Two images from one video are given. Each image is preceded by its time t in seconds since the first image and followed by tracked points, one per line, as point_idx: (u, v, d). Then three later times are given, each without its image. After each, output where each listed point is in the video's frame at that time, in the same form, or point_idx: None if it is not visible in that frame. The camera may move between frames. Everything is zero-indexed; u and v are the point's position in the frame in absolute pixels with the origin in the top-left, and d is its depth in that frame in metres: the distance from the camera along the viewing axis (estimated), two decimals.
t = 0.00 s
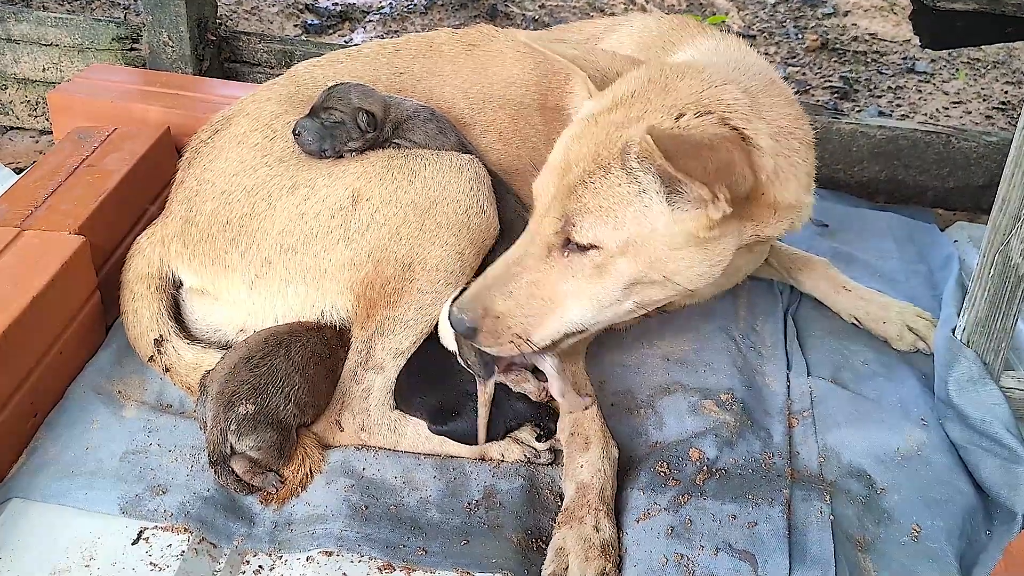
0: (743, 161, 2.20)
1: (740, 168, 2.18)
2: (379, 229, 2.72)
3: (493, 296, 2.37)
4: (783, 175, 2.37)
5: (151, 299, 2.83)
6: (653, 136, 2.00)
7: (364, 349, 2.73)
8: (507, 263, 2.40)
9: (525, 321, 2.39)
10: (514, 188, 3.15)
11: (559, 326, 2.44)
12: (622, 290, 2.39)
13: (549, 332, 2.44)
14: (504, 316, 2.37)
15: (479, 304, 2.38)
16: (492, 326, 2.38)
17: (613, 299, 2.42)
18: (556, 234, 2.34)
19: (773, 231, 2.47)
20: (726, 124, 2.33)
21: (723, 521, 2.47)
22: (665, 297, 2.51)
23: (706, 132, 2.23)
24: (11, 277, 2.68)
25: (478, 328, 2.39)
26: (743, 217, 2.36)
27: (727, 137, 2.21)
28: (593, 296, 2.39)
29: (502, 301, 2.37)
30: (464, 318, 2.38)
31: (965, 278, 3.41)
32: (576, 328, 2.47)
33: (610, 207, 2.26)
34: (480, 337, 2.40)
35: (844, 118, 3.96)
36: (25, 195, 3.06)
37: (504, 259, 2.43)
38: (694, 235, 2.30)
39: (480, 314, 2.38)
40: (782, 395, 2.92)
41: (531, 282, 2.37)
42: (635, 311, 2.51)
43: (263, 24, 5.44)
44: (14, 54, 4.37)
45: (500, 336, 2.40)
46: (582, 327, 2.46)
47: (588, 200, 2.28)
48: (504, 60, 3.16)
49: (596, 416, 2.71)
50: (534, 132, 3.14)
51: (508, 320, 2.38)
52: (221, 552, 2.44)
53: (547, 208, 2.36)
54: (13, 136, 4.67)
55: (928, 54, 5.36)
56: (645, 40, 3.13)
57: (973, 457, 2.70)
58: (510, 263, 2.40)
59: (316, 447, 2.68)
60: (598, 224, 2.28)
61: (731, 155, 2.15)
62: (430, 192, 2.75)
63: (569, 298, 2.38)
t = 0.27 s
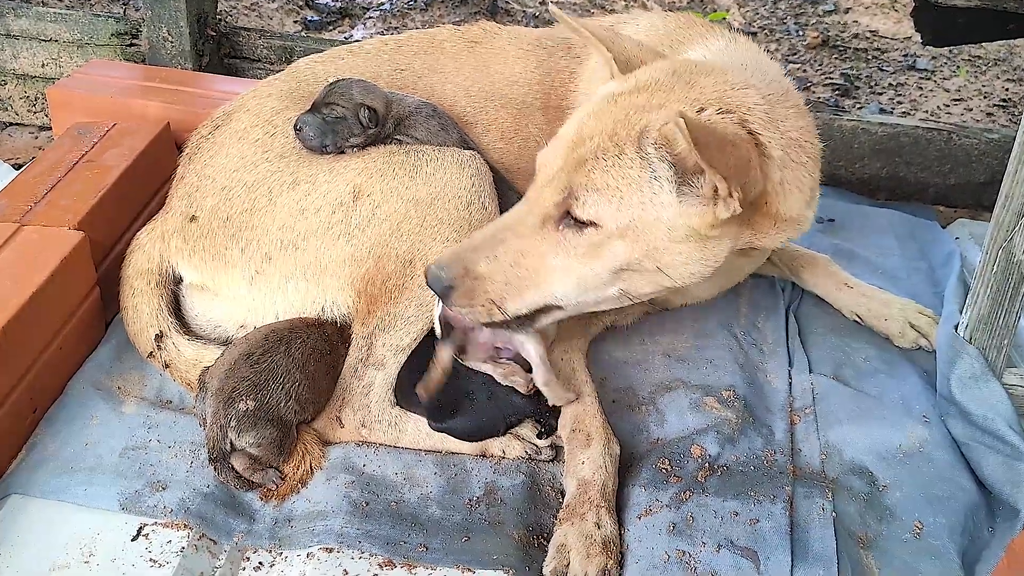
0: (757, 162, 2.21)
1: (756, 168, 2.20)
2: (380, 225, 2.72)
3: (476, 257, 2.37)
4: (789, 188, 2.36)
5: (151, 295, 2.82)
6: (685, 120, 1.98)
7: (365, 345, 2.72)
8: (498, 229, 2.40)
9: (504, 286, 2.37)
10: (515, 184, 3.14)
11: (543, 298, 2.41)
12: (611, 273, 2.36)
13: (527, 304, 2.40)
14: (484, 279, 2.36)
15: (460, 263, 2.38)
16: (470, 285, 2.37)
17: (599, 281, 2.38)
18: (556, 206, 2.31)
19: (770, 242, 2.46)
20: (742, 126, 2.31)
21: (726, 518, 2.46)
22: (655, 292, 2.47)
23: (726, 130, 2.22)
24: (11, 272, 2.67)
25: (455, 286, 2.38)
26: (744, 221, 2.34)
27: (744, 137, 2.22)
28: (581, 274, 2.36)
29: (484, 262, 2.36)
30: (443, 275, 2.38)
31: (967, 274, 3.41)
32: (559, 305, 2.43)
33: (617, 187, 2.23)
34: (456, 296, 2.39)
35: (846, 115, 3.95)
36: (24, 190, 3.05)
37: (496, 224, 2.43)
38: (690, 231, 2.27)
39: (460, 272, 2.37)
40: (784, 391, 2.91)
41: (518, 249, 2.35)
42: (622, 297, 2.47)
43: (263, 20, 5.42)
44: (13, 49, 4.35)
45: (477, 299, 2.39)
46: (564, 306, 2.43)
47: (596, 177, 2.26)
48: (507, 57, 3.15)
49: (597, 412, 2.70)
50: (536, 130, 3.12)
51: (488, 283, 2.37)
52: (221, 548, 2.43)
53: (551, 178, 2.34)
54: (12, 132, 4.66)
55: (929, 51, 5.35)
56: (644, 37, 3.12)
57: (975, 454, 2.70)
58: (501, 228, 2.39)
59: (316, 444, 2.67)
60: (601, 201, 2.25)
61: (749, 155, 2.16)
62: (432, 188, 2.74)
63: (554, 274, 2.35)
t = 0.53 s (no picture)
0: (756, 135, 2.21)
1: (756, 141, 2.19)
2: (377, 221, 2.71)
3: (506, 285, 2.36)
4: (793, 152, 2.40)
5: (148, 291, 2.81)
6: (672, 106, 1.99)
7: (362, 341, 2.72)
8: (521, 252, 2.39)
9: (540, 308, 2.37)
10: (513, 180, 3.13)
11: (576, 314, 2.41)
12: (637, 273, 2.37)
13: (565, 321, 2.41)
14: (519, 304, 2.36)
15: (492, 294, 2.37)
16: (507, 315, 2.37)
17: (628, 283, 2.38)
18: (568, 219, 2.33)
19: (784, 211, 2.47)
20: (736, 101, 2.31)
21: (723, 514, 2.46)
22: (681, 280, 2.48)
23: (720, 108, 2.21)
24: (6, 268, 2.66)
25: (491, 317, 2.37)
26: (756, 191, 2.35)
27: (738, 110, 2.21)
28: (609, 281, 2.36)
29: (516, 289, 2.35)
30: (479, 311, 2.37)
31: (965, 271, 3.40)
32: (591, 315, 2.43)
33: (623, 188, 2.24)
34: (494, 327, 2.38)
35: (845, 112, 3.94)
36: (21, 186, 3.04)
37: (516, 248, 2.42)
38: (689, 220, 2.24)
39: (494, 304, 2.36)
40: (782, 388, 2.91)
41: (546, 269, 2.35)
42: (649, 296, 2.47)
43: (261, 16, 5.41)
44: (10, 45, 4.34)
45: (515, 325, 2.38)
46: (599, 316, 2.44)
47: (601, 184, 2.26)
48: (504, 52, 3.14)
49: (595, 409, 2.69)
50: (532, 124, 3.11)
51: (522, 309, 2.36)
52: (218, 545, 2.43)
53: (560, 190, 2.34)
54: (9, 129, 4.64)
55: (928, 48, 5.35)
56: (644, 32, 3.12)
57: (973, 451, 2.70)
58: (522, 252, 2.39)
59: (313, 440, 2.67)
60: (612, 206, 2.25)
61: (745, 128, 2.15)
62: (430, 184, 2.73)
63: (584, 285, 2.36)
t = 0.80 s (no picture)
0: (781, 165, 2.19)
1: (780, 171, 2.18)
2: (376, 221, 2.71)
3: (521, 293, 2.40)
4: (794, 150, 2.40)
5: (147, 290, 2.81)
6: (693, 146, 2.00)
7: (361, 341, 2.72)
8: (535, 260, 2.41)
9: (553, 317, 2.42)
10: (512, 180, 3.13)
11: (588, 321, 2.46)
12: (650, 288, 2.41)
13: (576, 328, 2.46)
14: (532, 312, 2.41)
15: (506, 300, 2.41)
16: (519, 321, 2.42)
17: (640, 296, 2.43)
18: (586, 234, 2.32)
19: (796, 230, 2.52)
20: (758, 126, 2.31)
21: (721, 514, 2.46)
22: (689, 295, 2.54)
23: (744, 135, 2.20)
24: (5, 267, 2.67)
25: (503, 323, 2.43)
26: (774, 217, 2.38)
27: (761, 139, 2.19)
28: (622, 293, 2.41)
29: (530, 298, 2.39)
30: (492, 315, 2.43)
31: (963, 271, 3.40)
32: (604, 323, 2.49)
33: (642, 210, 2.25)
34: (506, 332, 2.45)
35: (844, 112, 3.94)
36: (20, 186, 3.04)
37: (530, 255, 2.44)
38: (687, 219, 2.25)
39: (507, 310, 2.41)
40: (780, 388, 2.92)
41: (559, 279, 2.38)
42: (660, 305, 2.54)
43: (260, 15, 5.41)
44: (9, 44, 4.34)
45: (528, 331, 2.44)
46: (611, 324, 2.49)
47: (621, 202, 2.26)
48: (506, 52, 3.14)
49: (594, 408, 2.70)
50: (535, 125, 3.11)
51: (536, 317, 2.41)
52: (216, 544, 2.43)
53: (574, 205, 2.34)
54: (8, 128, 4.64)
55: (927, 48, 5.35)
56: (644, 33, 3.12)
57: (971, 451, 2.70)
58: (537, 258, 2.41)
59: (312, 440, 2.67)
60: (629, 226, 2.27)
61: (770, 158, 2.14)
62: (429, 184, 2.73)
63: (597, 296, 2.40)
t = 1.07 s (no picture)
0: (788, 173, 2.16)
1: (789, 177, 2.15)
2: (375, 221, 2.71)
3: (559, 337, 2.40)
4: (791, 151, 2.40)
5: (146, 290, 2.81)
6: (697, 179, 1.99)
7: (360, 342, 2.72)
8: (567, 302, 2.42)
9: (594, 355, 2.43)
10: (511, 180, 3.14)
11: (625, 351, 2.47)
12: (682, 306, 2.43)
13: (614, 361, 2.48)
14: (573, 354, 2.41)
15: (546, 346, 2.41)
16: (563, 364, 2.43)
17: (672, 318, 2.45)
18: (610, 269, 2.33)
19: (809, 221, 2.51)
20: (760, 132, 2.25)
21: (720, 514, 2.47)
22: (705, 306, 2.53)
23: (747, 148, 2.16)
24: (4, 268, 2.67)
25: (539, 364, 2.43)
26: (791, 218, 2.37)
27: (766, 150, 2.15)
28: (655, 318, 2.42)
29: (569, 340, 2.40)
30: (534, 361, 2.42)
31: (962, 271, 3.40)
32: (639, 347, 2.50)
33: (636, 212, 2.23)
34: (551, 375, 2.45)
35: (843, 112, 3.95)
36: (19, 186, 3.04)
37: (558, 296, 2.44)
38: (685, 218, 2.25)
39: (548, 354, 2.41)
40: (779, 388, 2.92)
41: (593, 318, 2.39)
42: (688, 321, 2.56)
43: (260, 15, 5.41)
44: (9, 45, 4.34)
45: (573, 372, 2.45)
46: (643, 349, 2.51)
47: (638, 237, 2.26)
48: (504, 51, 3.15)
49: (592, 409, 2.70)
50: (534, 124, 3.13)
51: (578, 357, 2.42)
52: (215, 544, 2.43)
53: (594, 243, 2.33)
54: (8, 128, 4.65)
55: (927, 48, 5.35)
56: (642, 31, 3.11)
57: (969, 451, 2.70)
58: (569, 299, 2.42)
59: (311, 440, 2.67)
60: (653, 257, 2.27)
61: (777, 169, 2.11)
62: (428, 184, 2.73)
63: (632, 328, 2.42)
